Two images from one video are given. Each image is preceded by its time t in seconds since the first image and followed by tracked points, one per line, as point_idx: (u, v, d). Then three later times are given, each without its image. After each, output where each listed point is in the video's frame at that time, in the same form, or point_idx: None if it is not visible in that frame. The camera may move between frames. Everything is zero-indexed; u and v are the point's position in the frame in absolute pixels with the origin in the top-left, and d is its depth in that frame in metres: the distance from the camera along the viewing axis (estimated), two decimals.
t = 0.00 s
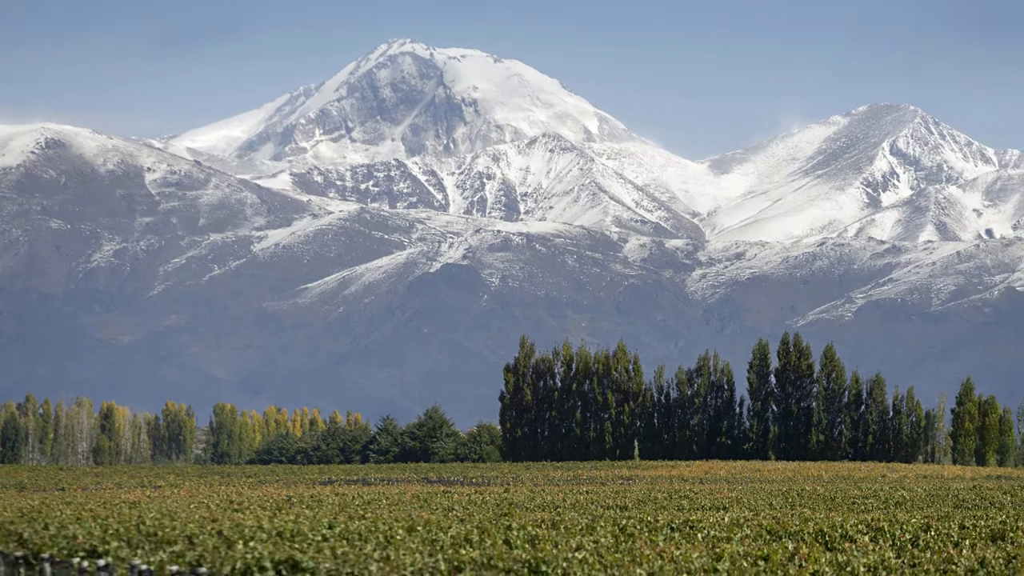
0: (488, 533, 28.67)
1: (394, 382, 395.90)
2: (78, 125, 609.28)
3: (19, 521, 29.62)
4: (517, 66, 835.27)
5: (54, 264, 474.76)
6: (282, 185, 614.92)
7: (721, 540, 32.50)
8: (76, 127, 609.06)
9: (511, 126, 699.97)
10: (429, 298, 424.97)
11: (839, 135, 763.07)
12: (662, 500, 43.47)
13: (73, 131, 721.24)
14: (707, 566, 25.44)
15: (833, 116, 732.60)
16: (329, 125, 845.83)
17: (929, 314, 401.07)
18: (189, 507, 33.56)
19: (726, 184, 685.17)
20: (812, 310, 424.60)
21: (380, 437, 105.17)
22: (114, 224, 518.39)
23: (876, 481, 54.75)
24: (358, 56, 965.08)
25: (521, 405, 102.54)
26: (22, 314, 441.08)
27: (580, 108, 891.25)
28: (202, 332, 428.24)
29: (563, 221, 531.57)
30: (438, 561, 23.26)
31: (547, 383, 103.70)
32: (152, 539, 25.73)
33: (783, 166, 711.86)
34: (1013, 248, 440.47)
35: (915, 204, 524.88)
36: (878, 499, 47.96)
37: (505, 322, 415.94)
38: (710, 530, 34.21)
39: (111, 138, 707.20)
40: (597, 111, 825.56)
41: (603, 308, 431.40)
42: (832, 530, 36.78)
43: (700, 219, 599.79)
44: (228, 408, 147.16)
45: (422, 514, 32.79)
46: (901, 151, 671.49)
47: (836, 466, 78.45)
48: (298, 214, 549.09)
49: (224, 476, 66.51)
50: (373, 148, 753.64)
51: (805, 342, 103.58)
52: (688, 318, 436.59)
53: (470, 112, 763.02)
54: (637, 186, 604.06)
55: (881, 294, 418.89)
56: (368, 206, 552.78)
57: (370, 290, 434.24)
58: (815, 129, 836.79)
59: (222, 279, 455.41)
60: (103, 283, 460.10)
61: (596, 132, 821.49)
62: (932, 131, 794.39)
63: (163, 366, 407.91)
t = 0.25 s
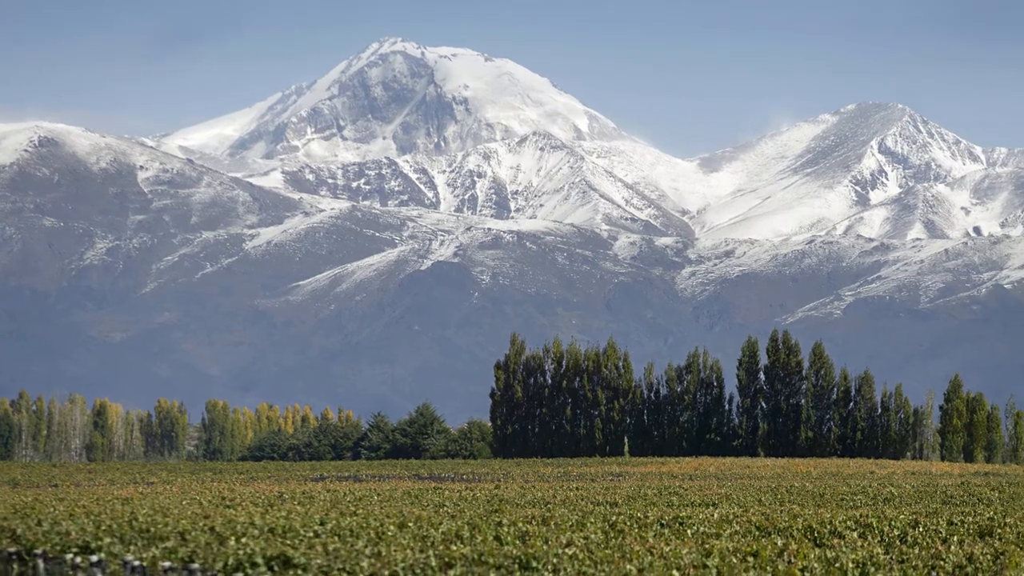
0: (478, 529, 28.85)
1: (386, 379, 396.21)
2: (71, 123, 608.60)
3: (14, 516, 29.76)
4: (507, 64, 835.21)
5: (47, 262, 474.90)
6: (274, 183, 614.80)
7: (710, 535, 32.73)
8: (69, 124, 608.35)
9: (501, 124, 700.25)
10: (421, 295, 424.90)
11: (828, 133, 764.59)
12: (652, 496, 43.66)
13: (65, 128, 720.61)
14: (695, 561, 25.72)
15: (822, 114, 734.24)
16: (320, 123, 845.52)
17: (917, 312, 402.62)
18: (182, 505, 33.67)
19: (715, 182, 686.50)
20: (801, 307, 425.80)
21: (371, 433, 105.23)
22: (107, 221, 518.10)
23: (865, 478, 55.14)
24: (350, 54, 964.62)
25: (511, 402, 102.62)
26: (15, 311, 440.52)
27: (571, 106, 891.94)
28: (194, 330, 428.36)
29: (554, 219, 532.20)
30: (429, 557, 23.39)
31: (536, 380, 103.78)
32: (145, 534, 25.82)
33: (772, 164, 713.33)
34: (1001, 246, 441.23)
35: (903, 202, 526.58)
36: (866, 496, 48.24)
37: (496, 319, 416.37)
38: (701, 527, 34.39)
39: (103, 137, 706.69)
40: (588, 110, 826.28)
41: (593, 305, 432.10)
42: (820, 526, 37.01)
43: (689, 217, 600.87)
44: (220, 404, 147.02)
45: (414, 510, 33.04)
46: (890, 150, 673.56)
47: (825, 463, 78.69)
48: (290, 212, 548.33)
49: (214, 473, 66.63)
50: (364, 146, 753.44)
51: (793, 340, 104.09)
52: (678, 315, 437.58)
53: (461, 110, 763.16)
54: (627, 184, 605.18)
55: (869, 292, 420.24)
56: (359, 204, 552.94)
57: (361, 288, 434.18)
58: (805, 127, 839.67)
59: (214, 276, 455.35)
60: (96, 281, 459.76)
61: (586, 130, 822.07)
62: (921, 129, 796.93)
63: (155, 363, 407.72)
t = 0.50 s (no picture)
0: (470, 526, 28.98)
1: (377, 376, 396.31)
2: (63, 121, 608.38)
3: (6, 513, 29.83)
4: (498, 63, 836.08)
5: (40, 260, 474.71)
6: (266, 181, 614.83)
7: (701, 532, 32.90)
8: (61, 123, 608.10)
9: (492, 122, 700.66)
10: (412, 293, 424.67)
11: (817, 132, 766.58)
12: (642, 492, 43.90)
13: (58, 127, 720.14)
14: (684, 556, 25.91)
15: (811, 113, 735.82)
16: (311, 121, 845.52)
17: (905, 309, 403.93)
18: (174, 502, 33.66)
19: (705, 180, 687.61)
20: (790, 305, 426.87)
21: (363, 430, 105.15)
22: (100, 219, 518.13)
23: (853, 474, 55.45)
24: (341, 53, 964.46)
25: (501, 398, 102.88)
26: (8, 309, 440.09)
27: (561, 105, 892.81)
28: (186, 327, 427.90)
29: (544, 217, 532.82)
30: (420, 553, 23.49)
31: (527, 377, 104.09)
32: (136, 531, 25.92)
33: (761, 163, 714.93)
34: (989, 243, 441.87)
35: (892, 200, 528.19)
36: (854, 492, 48.52)
37: (486, 316, 416.64)
38: (690, 523, 34.59)
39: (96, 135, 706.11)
40: (578, 108, 826.99)
41: (584, 302, 432.64)
42: (809, 522, 37.22)
43: (679, 215, 601.86)
44: (213, 401, 146.85)
45: (405, 506, 33.17)
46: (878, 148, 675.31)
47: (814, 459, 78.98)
48: (282, 209, 547.83)
49: (207, 469, 66.65)
50: (355, 144, 753.24)
51: (782, 337, 104.53)
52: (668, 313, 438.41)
53: (452, 108, 763.53)
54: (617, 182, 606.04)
55: (858, 289, 421.51)
56: (351, 202, 552.99)
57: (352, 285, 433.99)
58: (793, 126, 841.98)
59: (206, 274, 454.91)
60: (88, 278, 459.64)
61: (576, 129, 823.35)
62: (909, 127, 799.27)
63: (148, 360, 407.42)
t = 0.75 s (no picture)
0: (461, 522, 29.07)
1: (368, 374, 396.79)
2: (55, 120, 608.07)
3: None
4: (489, 61, 836.40)
5: (33, 258, 474.27)
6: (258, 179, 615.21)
7: (691, 529, 33.13)
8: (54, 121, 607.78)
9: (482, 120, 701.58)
10: (403, 290, 424.66)
11: (806, 130, 768.36)
12: (632, 489, 44.09)
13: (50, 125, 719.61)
14: (675, 553, 26.02)
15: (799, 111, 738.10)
16: (303, 120, 846.51)
17: (893, 306, 405.40)
18: (165, 498, 33.81)
19: (694, 178, 689.15)
20: (779, 302, 428.27)
21: (354, 426, 105.06)
22: (92, 217, 517.94)
23: (841, 470, 55.80)
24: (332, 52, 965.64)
25: (492, 395, 103.22)
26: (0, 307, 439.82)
27: (551, 103, 894.17)
28: (178, 325, 427.73)
29: (534, 215, 533.67)
30: (412, 550, 23.51)
31: (517, 374, 104.38)
32: (130, 527, 25.85)
33: (750, 161, 716.60)
34: (976, 242, 445.08)
35: (880, 198, 530.16)
36: (842, 488, 48.76)
37: (477, 314, 417.09)
38: (679, 519, 34.83)
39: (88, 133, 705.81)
40: (568, 106, 828.55)
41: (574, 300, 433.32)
42: (799, 518, 37.52)
43: (668, 213, 603.44)
44: (204, 397, 146.51)
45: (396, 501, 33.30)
46: (866, 147, 677.63)
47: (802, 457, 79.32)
48: (273, 208, 547.19)
49: (199, 465, 66.70)
50: (347, 143, 753.76)
51: (771, 334, 104.79)
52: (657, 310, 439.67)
53: (443, 107, 763.76)
54: (606, 180, 607.94)
55: (846, 286, 422.99)
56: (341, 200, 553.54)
57: (344, 283, 433.85)
58: (782, 124, 843.59)
59: (198, 271, 454.57)
60: (81, 276, 459.62)
61: (566, 127, 824.57)
62: (897, 126, 801.93)
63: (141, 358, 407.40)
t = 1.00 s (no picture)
0: (452, 518, 29.27)
1: (359, 371, 396.94)
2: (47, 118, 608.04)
3: None
4: (479, 60, 836.78)
5: (25, 255, 474.26)
6: (249, 177, 615.48)
7: (681, 524, 33.35)
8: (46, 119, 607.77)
9: (473, 119, 702.01)
10: (393, 287, 424.76)
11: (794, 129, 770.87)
12: (621, 485, 44.36)
13: (43, 124, 719.20)
14: (664, 548, 26.17)
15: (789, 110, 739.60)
16: (295, 119, 846.48)
17: (881, 304, 406.51)
18: (158, 493, 33.98)
19: (684, 176, 690.99)
20: (768, 300, 429.33)
21: (345, 423, 105.18)
22: (85, 215, 517.93)
23: (831, 466, 56.03)
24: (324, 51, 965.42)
25: (482, 392, 103.34)
26: None
27: (542, 103, 895.31)
28: (170, 322, 427.48)
29: (525, 213, 534.70)
30: (402, 545, 23.72)
31: (507, 371, 104.48)
32: (122, 524, 26.01)
33: (739, 159, 718.33)
34: (964, 240, 449.07)
35: (868, 196, 532.09)
36: (830, 484, 49.03)
37: (468, 311, 417.49)
38: (670, 515, 35.03)
39: (81, 132, 705.52)
40: (559, 105, 829.51)
41: (564, 297, 433.97)
42: (787, 515, 37.77)
43: (657, 211, 605.03)
44: (197, 394, 146.29)
45: (387, 498, 33.37)
46: (855, 145, 679.42)
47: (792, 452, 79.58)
48: (265, 206, 547.60)
49: (191, 462, 66.78)
50: (338, 141, 753.93)
51: (760, 331, 105.04)
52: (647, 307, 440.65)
53: (433, 106, 764.17)
54: (596, 179, 608.88)
55: (835, 284, 424.28)
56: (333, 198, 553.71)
57: (334, 280, 433.94)
58: (771, 123, 846.10)
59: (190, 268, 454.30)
60: (73, 274, 459.68)
61: (556, 125, 825.93)
62: (885, 125, 805.40)
63: (133, 355, 407.30)
